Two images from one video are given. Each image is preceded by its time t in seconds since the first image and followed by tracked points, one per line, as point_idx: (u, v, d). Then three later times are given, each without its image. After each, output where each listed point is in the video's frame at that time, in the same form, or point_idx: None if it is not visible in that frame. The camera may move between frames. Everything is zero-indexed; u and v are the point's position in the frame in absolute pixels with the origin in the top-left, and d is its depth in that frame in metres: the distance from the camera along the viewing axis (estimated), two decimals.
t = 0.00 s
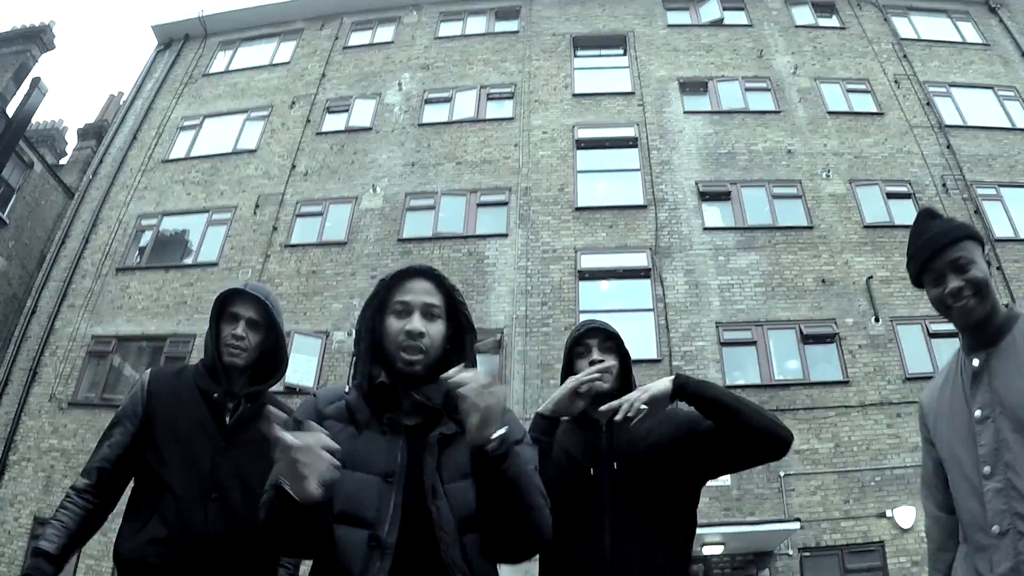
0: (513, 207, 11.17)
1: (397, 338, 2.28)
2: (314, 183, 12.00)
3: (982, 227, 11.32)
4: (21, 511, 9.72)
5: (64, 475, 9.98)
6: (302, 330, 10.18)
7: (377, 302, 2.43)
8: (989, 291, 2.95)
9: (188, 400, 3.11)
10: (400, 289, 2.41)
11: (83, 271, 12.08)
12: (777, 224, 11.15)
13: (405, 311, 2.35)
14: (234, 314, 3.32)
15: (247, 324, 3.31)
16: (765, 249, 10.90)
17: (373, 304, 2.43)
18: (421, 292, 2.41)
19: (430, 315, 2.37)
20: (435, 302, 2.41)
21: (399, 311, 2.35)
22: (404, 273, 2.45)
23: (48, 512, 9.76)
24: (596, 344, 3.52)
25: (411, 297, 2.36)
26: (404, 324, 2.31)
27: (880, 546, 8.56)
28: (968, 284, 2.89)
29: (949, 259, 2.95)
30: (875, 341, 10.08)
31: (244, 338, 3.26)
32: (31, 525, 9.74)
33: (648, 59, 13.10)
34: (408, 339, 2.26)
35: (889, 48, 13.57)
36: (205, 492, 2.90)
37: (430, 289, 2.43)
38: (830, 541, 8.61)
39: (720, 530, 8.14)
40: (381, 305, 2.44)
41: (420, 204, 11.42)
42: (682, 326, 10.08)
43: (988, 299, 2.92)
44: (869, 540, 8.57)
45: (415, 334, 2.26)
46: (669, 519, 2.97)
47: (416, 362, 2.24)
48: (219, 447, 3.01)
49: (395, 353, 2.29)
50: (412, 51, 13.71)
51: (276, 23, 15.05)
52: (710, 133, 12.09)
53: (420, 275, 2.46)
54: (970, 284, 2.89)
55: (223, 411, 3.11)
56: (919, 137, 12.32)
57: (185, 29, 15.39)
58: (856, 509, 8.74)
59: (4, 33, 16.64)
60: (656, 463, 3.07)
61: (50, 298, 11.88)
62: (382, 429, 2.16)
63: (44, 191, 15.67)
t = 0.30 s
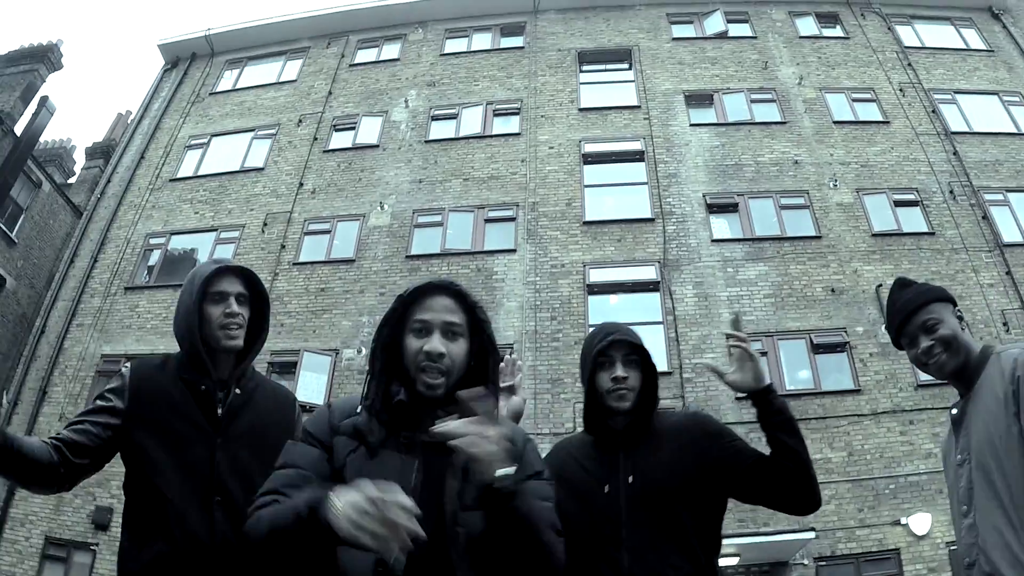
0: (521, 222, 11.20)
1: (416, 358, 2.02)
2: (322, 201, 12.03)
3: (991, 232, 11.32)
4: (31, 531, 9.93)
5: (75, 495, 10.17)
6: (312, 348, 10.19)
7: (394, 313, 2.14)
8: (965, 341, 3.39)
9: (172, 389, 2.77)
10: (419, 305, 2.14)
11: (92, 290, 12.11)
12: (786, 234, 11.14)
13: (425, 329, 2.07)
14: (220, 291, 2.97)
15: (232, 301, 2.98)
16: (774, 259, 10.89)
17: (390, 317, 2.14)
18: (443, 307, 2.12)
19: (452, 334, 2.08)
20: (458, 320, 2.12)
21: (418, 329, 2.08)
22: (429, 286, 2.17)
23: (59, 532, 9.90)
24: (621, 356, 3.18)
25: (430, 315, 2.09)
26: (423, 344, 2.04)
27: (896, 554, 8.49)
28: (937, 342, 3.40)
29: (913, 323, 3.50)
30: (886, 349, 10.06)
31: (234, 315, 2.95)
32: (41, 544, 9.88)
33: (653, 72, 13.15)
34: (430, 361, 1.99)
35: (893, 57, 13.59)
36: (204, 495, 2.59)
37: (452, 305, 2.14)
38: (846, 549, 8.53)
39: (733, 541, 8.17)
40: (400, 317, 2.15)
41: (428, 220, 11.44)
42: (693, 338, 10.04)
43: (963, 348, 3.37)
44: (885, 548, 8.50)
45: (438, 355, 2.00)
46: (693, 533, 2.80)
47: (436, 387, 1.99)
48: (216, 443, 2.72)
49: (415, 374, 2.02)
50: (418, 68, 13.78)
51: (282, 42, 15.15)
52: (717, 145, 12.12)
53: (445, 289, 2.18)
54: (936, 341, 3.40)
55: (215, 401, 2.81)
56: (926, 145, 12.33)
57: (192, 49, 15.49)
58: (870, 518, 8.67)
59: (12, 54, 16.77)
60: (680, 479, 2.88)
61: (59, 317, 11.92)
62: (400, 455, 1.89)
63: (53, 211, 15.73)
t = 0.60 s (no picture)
0: (534, 227, 11.19)
1: (459, 334, 1.96)
2: (334, 211, 12.06)
3: (1005, 228, 11.25)
4: (49, 542, 10.04)
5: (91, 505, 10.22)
6: (326, 358, 10.22)
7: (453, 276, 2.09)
8: (950, 359, 3.52)
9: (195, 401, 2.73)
10: (485, 275, 2.06)
11: (106, 302, 12.17)
12: (799, 234, 11.09)
13: (481, 305, 2.01)
14: (229, 303, 2.99)
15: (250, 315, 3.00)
16: (788, 260, 10.85)
17: (451, 279, 2.09)
18: (507, 287, 2.04)
19: (507, 320, 2.00)
20: (519, 306, 2.02)
21: (475, 302, 2.01)
22: (499, 261, 2.08)
23: (76, 542, 9.97)
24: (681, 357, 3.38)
25: (492, 291, 2.02)
26: (475, 319, 1.97)
27: (915, 556, 8.40)
28: (921, 362, 3.55)
29: (899, 348, 3.66)
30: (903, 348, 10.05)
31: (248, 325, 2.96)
32: (59, 555, 9.95)
33: (662, 75, 13.15)
34: (472, 341, 1.93)
35: (902, 53, 13.54)
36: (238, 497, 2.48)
37: (519, 289, 2.04)
38: (865, 552, 8.47)
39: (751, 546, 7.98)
40: (460, 285, 2.09)
41: (440, 228, 11.47)
42: (708, 341, 10.02)
43: (948, 364, 3.50)
44: (904, 550, 8.43)
45: (485, 335, 1.93)
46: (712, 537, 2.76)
47: (471, 368, 1.93)
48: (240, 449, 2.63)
49: (455, 347, 1.97)
50: (426, 76, 13.83)
51: (291, 53, 15.24)
52: (728, 147, 12.11)
53: (513, 266, 2.08)
54: (920, 362, 3.55)
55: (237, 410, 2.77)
56: (937, 141, 12.27)
57: (201, 62, 15.59)
58: (889, 520, 8.61)
59: (23, 71, 16.93)
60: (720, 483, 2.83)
61: (74, 331, 12.04)
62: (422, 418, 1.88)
63: (66, 226, 15.84)
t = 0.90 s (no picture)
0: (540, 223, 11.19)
1: (513, 281, 1.76)
2: (340, 209, 12.07)
3: (1013, 220, 11.21)
4: (57, 541, 10.02)
5: (99, 505, 10.21)
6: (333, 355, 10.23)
7: (510, 225, 1.76)
8: (932, 363, 3.20)
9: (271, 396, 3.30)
10: (554, 222, 1.81)
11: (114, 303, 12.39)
12: (806, 228, 11.07)
13: (544, 255, 1.79)
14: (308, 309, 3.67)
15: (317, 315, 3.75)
16: (795, 253, 10.83)
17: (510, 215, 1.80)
18: (575, 239, 1.84)
19: (567, 276, 1.85)
20: (582, 265, 1.87)
21: (538, 250, 1.79)
22: (579, 210, 1.83)
23: (84, 542, 9.96)
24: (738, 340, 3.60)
25: (561, 244, 1.80)
26: (533, 270, 1.77)
27: (926, 550, 8.36)
28: (902, 370, 3.27)
29: (882, 357, 3.41)
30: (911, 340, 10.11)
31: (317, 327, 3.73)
32: (67, 554, 9.97)
33: (668, 70, 13.15)
34: (527, 296, 1.75)
35: (908, 46, 13.51)
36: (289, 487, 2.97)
37: (588, 244, 1.86)
38: (874, 546, 8.46)
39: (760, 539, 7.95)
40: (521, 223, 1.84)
41: (447, 224, 11.46)
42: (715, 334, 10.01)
43: (929, 369, 3.18)
44: (914, 544, 8.39)
45: (544, 291, 1.74)
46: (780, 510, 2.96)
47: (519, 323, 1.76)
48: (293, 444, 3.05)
49: (504, 297, 1.77)
50: (431, 75, 13.86)
51: (296, 53, 15.30)
52: (733, 141, 12.10)
53: (586, 214, 1.84)
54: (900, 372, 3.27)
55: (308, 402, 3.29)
56: (944, 134, 12.24)
57: (206, 63, 15.64)
58: (899, 513, 8.59)
59: (30, 75, 17.02)
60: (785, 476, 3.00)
61: (82, 331, 12.12)
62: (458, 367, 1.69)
63: (74, 229, 15.86)
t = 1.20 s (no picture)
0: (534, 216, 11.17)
1: (518, 230, 1.79)
2: (335, 204, 12.04)
3: (1008, 212, 11.22)
4: (54, 538, 10.01)
5: (95, 501, 10.20)
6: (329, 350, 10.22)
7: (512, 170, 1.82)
8: (893, 363, 3.28)
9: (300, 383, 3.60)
10: (559, 170, 1.83)
11: (109, 300, 12.29)
12: (801, 220, 11.07)
13: (549, 205, 1.82)
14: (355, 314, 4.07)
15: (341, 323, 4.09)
16: (790, 246, 10.82)
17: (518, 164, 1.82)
18: (582, 187, 1.84)
19: (576, 228, 1.85)
20: (594, 216, 1.86)
21: (544, 200, 1.81)
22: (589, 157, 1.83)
23: (80, 539, 9.95)
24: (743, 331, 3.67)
25: (565, 192, 1.81)
26: (539, 220, 1.79)
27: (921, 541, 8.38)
28: (866, 365, 3.35)
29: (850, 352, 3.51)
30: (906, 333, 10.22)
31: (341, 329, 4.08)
32: (64, 551, 9.97)
33: (662, 63, 13.14)
34: (528, 249, 1.76)
35: (903, 39, 13.50)
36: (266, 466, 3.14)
37: (599, 196, 1.85)
38: (869, 537, 8.46)
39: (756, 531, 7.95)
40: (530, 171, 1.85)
41: (441, 218, 11.40)
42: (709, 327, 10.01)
43: (891, 369, 3.27)
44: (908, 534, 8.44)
45: (547, 245, 1.76)
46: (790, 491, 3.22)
47: (524, 276, 1.77)
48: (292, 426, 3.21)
49: (507, 250, 1.79)
50: (426, 68, 13.84)
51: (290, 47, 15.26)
52: (728, 134, 12.09)
53: (595, 164, 1.85)
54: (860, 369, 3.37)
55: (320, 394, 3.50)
56: (938, 126, 12.24)
57: (201, 58, 15.62)
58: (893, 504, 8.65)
59: (24, 70, 16.97)
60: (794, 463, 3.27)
61: (77, 328, 12.10)
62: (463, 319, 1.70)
63: (68, 224, 15.85)
